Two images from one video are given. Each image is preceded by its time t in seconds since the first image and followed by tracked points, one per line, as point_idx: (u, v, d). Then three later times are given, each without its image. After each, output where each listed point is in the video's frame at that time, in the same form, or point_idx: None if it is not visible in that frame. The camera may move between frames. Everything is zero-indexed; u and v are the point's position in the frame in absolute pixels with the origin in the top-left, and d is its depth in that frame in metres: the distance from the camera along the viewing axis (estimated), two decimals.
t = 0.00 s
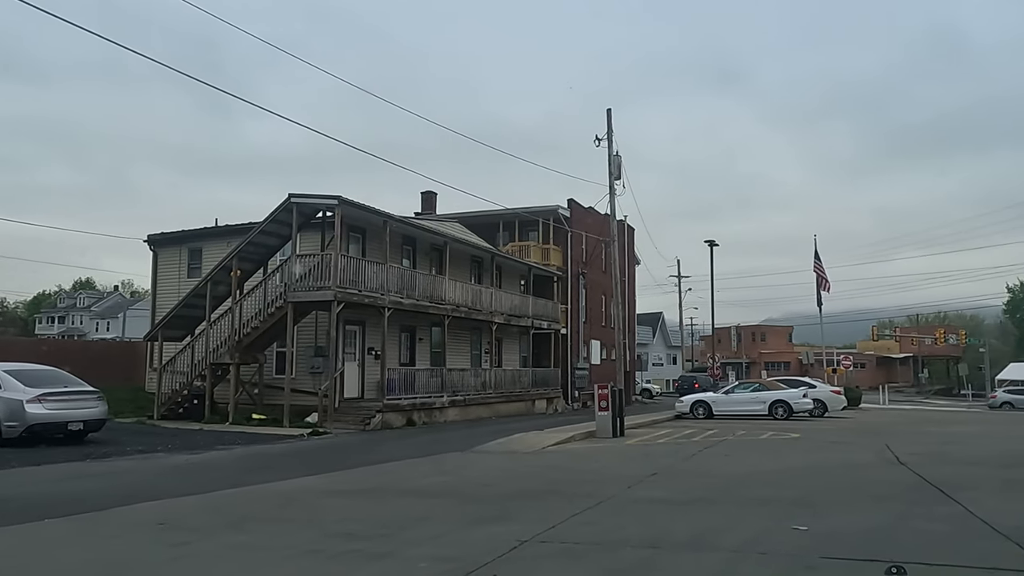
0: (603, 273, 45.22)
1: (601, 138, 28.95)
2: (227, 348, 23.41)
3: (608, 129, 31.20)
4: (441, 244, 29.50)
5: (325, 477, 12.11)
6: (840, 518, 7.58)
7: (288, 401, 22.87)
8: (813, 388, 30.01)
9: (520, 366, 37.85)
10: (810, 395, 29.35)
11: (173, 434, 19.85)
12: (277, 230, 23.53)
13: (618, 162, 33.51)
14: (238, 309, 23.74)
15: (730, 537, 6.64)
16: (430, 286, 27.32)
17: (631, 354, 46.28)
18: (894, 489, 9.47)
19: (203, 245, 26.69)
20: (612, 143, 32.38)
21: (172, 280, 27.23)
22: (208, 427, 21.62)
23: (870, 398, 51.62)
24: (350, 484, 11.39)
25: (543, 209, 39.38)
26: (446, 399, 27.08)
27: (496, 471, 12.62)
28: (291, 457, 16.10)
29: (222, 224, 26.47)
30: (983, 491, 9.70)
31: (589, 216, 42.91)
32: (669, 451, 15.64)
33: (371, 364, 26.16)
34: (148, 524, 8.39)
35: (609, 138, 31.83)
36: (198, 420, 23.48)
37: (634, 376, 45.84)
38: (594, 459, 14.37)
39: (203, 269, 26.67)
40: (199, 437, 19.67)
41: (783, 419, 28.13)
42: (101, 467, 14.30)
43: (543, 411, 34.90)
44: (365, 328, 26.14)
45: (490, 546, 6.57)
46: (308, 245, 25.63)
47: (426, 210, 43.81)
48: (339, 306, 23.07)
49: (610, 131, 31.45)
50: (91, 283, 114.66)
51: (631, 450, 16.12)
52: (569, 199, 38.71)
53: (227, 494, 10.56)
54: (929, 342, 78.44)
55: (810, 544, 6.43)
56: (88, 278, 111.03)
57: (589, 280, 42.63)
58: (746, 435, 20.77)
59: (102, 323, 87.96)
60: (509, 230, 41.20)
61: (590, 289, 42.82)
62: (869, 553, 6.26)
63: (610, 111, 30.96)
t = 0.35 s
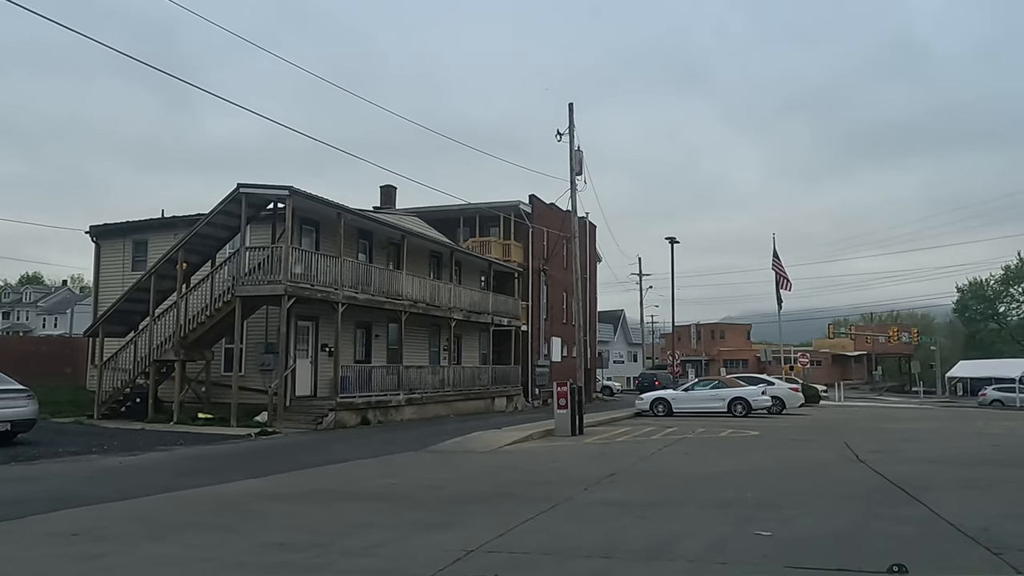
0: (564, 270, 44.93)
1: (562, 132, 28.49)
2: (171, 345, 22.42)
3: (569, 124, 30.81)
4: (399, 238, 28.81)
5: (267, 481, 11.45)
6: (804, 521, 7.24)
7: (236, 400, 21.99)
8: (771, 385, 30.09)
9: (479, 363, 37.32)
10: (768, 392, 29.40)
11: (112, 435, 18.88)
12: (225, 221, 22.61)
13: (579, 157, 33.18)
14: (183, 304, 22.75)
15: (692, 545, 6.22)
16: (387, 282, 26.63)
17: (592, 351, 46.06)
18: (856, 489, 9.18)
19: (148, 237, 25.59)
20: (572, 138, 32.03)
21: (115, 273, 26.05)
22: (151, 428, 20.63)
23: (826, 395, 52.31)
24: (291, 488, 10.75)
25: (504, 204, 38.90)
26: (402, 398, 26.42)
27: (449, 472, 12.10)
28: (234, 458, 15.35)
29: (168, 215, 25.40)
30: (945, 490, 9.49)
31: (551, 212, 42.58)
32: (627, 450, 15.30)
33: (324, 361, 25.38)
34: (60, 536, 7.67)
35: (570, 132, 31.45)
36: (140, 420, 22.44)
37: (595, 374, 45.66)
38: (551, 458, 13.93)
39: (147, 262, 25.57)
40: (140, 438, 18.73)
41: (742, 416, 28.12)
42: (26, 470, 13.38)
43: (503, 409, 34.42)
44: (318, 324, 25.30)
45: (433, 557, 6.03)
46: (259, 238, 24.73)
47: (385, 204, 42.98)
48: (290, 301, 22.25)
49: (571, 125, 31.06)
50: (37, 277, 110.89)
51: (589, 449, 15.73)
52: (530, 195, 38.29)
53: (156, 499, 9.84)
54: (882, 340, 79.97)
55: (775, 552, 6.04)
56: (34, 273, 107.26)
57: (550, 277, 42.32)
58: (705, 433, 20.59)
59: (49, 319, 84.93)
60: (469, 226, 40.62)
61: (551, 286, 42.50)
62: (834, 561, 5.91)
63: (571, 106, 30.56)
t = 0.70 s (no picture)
0: (528, 267, 44.50)
1: (525, 126, 27.98)
2: (115, 341, 21.41)
3: (533, 117, 30.34)
4: (357, 232, 28.04)
5: (206, 485, 10.76)
6: (770, 527, 6.86)
7: (184, 399, 21.07)
8: (733, 382, 30.04)
9: (441, 361, 36.71)
10: (730, 389, 29.33)
11: (47, 436, 17.87)
12: (173, 212, 21.66)
13: (543, 152, 32.75)
14: (128, 298, 21.74)
15: (652, 555, 5.77)
16: (344, 276, 25.87)
17: (555, 348, 45.73)
18: (822, 491, 8.85)
19: (92, 229, 24.47)
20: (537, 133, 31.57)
21: (57, 266, 24.84)
22: (92, 428, 19.63)
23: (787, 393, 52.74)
24: (231, 493, 10.10)
25: (467, 199, 38.31)
26: (360, 396, 25.70)
27: (402, 474, 11.55)
28: (176, 460, 14.57)
29: (113, 206, 24.31)
30: (911, 491, 9.23)
31: (515, 208, 42.12)
32: (588, 449, 14.91)
33: (278, 358, 24.54)
34: None
35: (534, 126, 30.98)
36: (81, 420, 21.40)
37: (558, 371, 45.38)
38: (509, 459, 13.45)
39: (91, 254, 24.45)
40: (78, 439, 17.77)
41: (704, 414, 27.99)
42: None
43: (464, 407, 33.87)
44: (272, 320, 24.45)
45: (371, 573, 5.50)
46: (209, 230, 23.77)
47: (346, 198, 42.09)
48: (241, 295, 21.39)
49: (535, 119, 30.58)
50: None
51: (549, 449, 15.30)
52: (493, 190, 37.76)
53: (80, 507, 9.12)
54: (840, 338, 81.26)
55: (740, 562, 5.62)
56: None
57: (514, 273, 41.85)
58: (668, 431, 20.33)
59: None
60: (432, 221, 39.96)
61: (514, 283, 42.05)
62: (803, 571, 5.51)
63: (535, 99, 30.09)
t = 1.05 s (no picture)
0: (495, 266, 44.03)
1: (491, 123, 27.53)
2: (60, 339, 20.47)
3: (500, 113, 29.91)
4: (318, 228, 27.32)
5: (145, 491, 10.14)
6: (736, 534, 6.55)
7: (133, 400, 20.21)
8: (699, 382, 29.94)
9: (405, 360, 36.08)
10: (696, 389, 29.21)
11: None
12: (122, 206, 20.79)
13: (509, 149, 32.34)
14: (74, 295, 20.81)
15: (611, 567, 5.40)
16: (304, 273, 25.16)
17: (521, 348, 45.32)
18: (791, 493, 8.56)
19: (39, 223, 23.44)
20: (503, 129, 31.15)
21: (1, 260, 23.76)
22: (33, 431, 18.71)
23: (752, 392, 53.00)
24: (171, 500, 9.51)
25: (433, 197, 37.74)
26: (320, 396, 25.01)
27: (356, 478, 11.05)
28: (119, 464, 13.85)
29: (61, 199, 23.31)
30: (877, 493, 9.01)
31: (481, 205, 41.63)
32: (551, 451, 14.54)
33: (234, 358, 23.76)
34: None
35: (501, 122, 30.54)
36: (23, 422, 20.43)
37: (524, 370, 45.00)
38: (469, 461, 13.01)
39: (37, 249, 23.43)
40: (18, 442, 16.89)
41: (670, 414, 27.82)
42: None
43: (429, 407, 33.29)
44: (228, 318, 23.65)
45: None
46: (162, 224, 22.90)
47: (309, 194, 41.23)
48: (194, 292, 20.60)
49: (502, 115, 30.15)
50: None
51: (511, 451, 14.89)
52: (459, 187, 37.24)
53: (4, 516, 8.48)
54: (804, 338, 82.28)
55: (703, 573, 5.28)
56: None
57: (480, 271, 41.33)
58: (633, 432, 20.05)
59: None
60: (397, 218, 39.29)
61: (481, 281, 41.54)
62: None
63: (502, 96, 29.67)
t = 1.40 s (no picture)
0: (479, 264, 43.63)
1: (474, 119, 27.17)
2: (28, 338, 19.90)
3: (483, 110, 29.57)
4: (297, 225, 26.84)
5: (107, 496, 9.74)
6: (718, 540, 6.29)
7: (103, 400, 19.67)
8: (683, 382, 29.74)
9: (387, 360, 35.65)
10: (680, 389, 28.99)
11: None
12: (93, 201, 20.24)
13: (493, 146, 32.00)
14: (42, 293, 20.23)
15: None
16: (282, 271, 24.67)
17: (505, 347, 44.98)
18: (773, 498, 8.30)
19: (7, 219, 22.81)
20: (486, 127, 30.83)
21: None
22: None
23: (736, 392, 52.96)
24: (133, 506, 9.12)
25: (415, 194, 37.32)
26: (298, 397, 24.54)
27: (329, 481, 10.70)
28: (85, 467, 13.40)
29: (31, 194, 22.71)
30: (862, 496, 8.79)
31: (465, 204, 41.24)
32: (532, 452, 14.25)
33: (209, 357, 23.25)
34: None
35: (484, 119, 30.20)
36: None
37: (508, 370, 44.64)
38: (447, 463, 12.69)
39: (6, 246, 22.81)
40: None
41: (653, 414, 27.61)
42: None
43: (410, 408, 32.89)
44: (203, 317, 23.15)
45: None
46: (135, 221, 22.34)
47: (291, 192, 40.70)
48: (167, 290, 20.08)
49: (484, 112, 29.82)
50: None
51: (491, 452, 14.58)
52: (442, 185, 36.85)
53: None
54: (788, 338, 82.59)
55: None
56: None
57: (463, 270, 40.93)
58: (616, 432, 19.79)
59: None
60: (380, 216, 38.84)
61: (464, 280, 41.15)
62: None
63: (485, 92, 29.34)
